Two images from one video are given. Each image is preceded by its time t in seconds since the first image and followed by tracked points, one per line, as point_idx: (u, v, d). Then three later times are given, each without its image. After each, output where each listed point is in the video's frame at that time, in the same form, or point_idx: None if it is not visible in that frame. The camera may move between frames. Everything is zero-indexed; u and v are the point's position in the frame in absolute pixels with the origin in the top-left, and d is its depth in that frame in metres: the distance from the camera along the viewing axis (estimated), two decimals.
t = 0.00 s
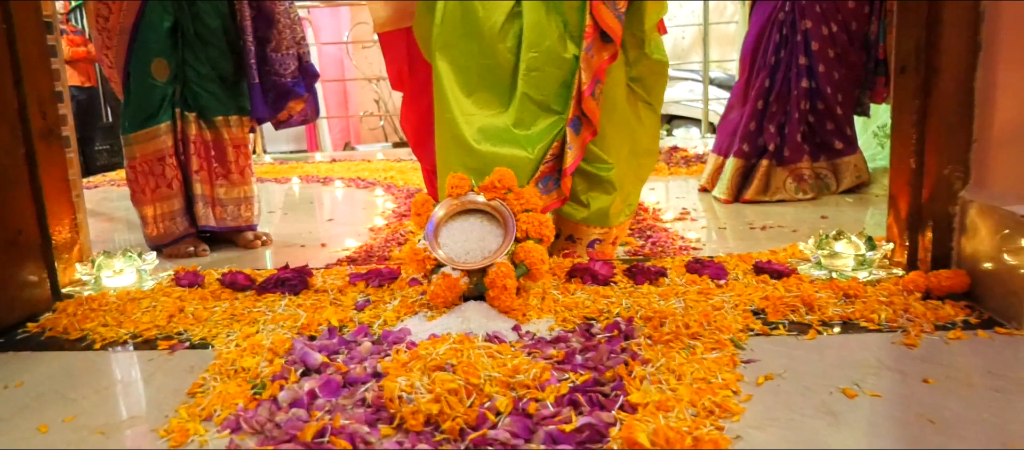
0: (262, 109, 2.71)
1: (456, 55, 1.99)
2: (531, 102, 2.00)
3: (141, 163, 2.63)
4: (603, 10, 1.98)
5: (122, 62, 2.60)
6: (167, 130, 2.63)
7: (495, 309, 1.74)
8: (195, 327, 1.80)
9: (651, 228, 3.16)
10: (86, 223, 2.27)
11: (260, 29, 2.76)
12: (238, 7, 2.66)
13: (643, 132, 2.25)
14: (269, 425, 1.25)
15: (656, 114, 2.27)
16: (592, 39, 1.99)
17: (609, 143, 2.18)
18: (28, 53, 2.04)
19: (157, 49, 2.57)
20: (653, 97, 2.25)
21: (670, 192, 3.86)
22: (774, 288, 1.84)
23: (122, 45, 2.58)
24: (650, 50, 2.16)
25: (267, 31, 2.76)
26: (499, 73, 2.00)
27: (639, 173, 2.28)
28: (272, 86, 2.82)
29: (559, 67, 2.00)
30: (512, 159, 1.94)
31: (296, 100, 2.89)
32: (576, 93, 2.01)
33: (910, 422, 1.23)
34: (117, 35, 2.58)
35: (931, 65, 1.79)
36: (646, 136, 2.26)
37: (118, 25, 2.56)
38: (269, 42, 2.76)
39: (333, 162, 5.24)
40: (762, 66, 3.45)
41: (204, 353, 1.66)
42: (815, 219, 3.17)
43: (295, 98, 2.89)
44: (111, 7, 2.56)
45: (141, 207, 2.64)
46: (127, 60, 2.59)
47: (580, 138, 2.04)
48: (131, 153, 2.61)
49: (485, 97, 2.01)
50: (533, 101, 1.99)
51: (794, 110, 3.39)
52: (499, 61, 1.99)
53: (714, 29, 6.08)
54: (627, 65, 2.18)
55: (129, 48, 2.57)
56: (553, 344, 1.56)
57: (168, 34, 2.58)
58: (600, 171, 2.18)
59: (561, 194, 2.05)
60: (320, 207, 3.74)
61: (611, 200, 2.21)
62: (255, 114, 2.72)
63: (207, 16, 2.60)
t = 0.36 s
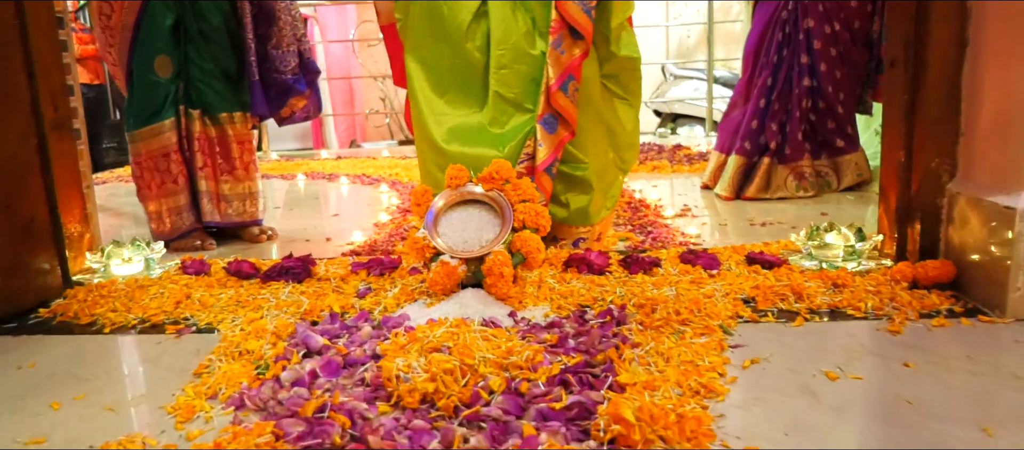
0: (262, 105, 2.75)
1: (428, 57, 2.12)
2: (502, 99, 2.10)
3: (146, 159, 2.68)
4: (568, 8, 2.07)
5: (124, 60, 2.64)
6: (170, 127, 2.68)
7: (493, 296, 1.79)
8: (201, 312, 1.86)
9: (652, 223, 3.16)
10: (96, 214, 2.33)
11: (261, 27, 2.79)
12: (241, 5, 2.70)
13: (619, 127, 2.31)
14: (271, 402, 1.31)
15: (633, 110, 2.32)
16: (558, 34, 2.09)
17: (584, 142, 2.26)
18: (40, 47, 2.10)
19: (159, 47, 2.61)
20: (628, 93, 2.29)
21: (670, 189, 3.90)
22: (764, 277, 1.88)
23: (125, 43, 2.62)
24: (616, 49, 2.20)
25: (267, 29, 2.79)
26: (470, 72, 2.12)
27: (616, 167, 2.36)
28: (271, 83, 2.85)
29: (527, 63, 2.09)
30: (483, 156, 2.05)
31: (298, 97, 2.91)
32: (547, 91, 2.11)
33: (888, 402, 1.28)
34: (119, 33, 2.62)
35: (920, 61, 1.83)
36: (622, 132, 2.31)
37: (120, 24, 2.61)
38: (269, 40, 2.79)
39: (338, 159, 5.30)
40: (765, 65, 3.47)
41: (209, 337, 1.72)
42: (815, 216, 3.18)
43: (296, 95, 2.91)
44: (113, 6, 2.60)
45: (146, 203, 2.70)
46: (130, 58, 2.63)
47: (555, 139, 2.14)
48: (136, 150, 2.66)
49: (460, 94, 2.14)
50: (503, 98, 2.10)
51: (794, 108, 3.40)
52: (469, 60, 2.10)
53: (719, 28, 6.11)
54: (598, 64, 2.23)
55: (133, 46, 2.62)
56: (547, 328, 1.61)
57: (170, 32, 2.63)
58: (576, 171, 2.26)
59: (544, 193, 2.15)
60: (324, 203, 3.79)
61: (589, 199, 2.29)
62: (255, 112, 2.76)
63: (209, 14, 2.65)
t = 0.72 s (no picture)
0: (272, 102, 2.81)
1: (427, 57, 2.20)
2: (499, 99, 2.17)
3: (154, 156, 2.75)
4: (563, 8, 2.14)
5: (133, 58, 2.70)
6: (178, 124, 2.75)
7: (493, 288, 1.84)
8: (210, 302, 1.92)
9: (656, 222, 3.14)
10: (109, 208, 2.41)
11: (269, 25, 2.85)
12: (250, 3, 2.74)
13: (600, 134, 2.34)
14: (276, 386, 1.36)
15: (616, 116, 2.35)
16: (554, 35, 2.15)
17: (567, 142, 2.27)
18: (56, 44, 2.17)
19: (166, 46, 2.68)
20: (613, 98, 2.34)
21: (674, 187, 3.94)
22: (757, 271, 1.93)
23: (133, 43, 2.68)
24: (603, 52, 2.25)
25: (274, 24, 2.84)
26: (466, 72, 2.20)
27: (594, 173, 2.38)
28: (277, 80, 2.88)
29: (525, 64, 2.16)
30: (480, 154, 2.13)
31: (305, 93, 2.93)
32: (543, 91, 2.16)
33: (870, 390, 1.33)
34: (128, 32, 2.68)
35: (912, 60, 1.88)
36: (603, 136, 2.34)
37: (129, 23, 2.67)
38: (277, 37, 2.84)
39: (346, 157, 5.36)
40: (770, 64, 3.45)
41: (217, 325, 1.78)
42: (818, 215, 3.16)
43: (303, 91, 2.93)
44: (122, 7, 2.66)
45: (156, 200, 2.77)
46: (139, 56, 2.69)
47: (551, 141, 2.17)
48: (144, 147, 2.73)
49: (457, 93, 2.22)
50: (500, 98, 2.17)
51: (798, 106, 3.39)
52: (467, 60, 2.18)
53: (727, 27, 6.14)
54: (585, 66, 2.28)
55: (142, 44, 2.68)
56: (544, 319, 1.66)
57: (176, 31, 2.68)
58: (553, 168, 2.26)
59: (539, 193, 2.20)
60: (332, 200, 3.84)
61: (564, 197, 2.27)
62: (265, 108, 2.82)
63: (218, 10, 2.70)
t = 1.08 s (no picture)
0: (286, 108, 2.87)
1: (430, 45, 2.28)
2: (501, 92, 2.19)
3: (173, 156, 2.81)
4: (575, 11, 2.15)
5: (156, 61, 2.76)
6: (197, 124, 2.81)
7: (504, 292, 1.87)
8: (229, 305, 1.97)
9: (669, 225, 3.16)
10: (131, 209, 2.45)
11: (289, 32, 2.90)
12: (269, 9, 2.79)
13: (623, 142, 2.34)
14: (294, 389, 1.40)
15: (638, 124, 2.35)
16: (560, 36, 2.16)
17: (585, 149, 2.30)
18: (83, 51, 2.23)
19: (187, 48, 2.74)
20: (636, 107, 2.35)
21: (688, 190, 3.95)
22: (766, 277, 1.96)
23: (156, 45, 2.74)
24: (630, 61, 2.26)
25: (293, 30, 2.89)
26: (470, 60, 2.25)
27: (613, 181, 2.39)
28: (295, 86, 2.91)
29: (529, 57, 2.17)
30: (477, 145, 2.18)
31: (322, 100, 2.97)
32: (543, 91, 2.16)
33: (875, 398, 1.35)
34: (150, 35, 2.75)
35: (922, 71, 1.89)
36: (625, 144, 2.34)
37: (152, 26, 2.74)
38: (295, 44, 2.89)
39: (362, 158, 5.42)
40: (784, 67, 3.41)
41: (237, 328, 1.83)
42: (832, 218, 3.11)
43: (320, 98, 2.97)
44: (146, 9, 2.73)
45: (175, 198, 2.83)
46: (161, 59, 2.75)
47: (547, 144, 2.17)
48: (164, 147, 2.79)
49: (459, 81, 2.28)
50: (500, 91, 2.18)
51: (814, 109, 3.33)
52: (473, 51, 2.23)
53: (743, 29, 6.13)
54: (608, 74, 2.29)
55: (163, 47, 2.74)
56: (554, 322, 1.69)
57: (198, 34, 2.74)
58: (574, 177, 2.28)
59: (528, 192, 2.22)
60: (348, 201, 3.89)
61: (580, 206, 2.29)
62: (280, 114, 2.88)
63: (238, 14, 2.74)
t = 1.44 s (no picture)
0: (308, 123, 2.93)
1: None
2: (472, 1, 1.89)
3: (188, 167, 2.87)
4: None
5: (174, 74, 2.82)
6: (211, 137, 2.86)
7: (510, 306, 1.91)
8: (241, 318, 2.01)
9: (677, 237, 3.18)
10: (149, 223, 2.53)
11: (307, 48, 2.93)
12: (289, 27, 2.87)
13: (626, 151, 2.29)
14: (304, 400, 1.44)
15: (641, 132, 2.32)
16: None
17: (591, 158, 2.23)
18: (102, 69, 2.30)
19: (206, 63, 2.80)
20: (637, 115, 2.32)
21: (698, 202, 3.97)
22: (769, 292, 1.99)
23: (175, 59, 2.80)
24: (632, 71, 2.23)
25: (311, 49, 2.92)
26: None
27: (617, 191, 2.32)
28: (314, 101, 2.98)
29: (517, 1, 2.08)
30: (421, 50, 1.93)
31: (339, 116, 3.04)
32: (508, 24, 1.86)
33: (872, 414, 1.37)
34: (169, 49, 2.80)
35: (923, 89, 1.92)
36: (629, 153, 2.29)
37: (170, 41, 2.80)
38: (316, 60, 2.92)
39: (374, 169, 5.48)
40: (792, 79, 3.39)
41: (249, 341, 1.87)
42: (841, 230, 3.12)
43: (339, 114, 3.04)
44: (166, 23, 2.78)
45: (189, 210, 2.89)
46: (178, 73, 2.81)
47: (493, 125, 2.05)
48: (180, 159, 2.85)
49: None
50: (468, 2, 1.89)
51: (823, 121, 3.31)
52: None
53: (754, 41, 6.15)
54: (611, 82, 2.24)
55: (180, 62, 2.80)
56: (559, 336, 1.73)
57: (215, 48, 2.80)
58: (579, 187, 2.23)
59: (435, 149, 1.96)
60: (360, 213, 3.94)
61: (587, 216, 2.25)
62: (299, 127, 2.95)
63: (254, 30, 2.80)
